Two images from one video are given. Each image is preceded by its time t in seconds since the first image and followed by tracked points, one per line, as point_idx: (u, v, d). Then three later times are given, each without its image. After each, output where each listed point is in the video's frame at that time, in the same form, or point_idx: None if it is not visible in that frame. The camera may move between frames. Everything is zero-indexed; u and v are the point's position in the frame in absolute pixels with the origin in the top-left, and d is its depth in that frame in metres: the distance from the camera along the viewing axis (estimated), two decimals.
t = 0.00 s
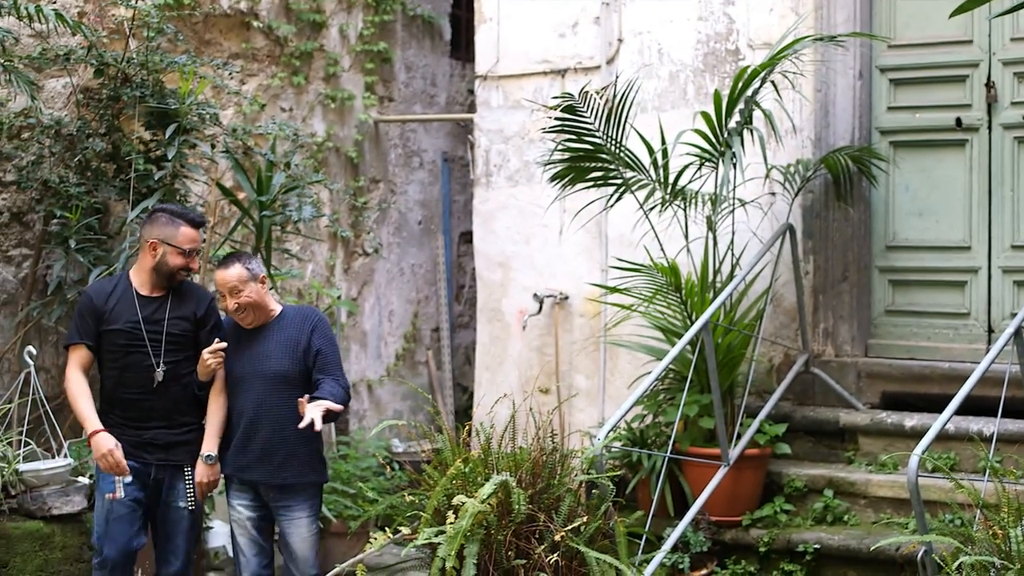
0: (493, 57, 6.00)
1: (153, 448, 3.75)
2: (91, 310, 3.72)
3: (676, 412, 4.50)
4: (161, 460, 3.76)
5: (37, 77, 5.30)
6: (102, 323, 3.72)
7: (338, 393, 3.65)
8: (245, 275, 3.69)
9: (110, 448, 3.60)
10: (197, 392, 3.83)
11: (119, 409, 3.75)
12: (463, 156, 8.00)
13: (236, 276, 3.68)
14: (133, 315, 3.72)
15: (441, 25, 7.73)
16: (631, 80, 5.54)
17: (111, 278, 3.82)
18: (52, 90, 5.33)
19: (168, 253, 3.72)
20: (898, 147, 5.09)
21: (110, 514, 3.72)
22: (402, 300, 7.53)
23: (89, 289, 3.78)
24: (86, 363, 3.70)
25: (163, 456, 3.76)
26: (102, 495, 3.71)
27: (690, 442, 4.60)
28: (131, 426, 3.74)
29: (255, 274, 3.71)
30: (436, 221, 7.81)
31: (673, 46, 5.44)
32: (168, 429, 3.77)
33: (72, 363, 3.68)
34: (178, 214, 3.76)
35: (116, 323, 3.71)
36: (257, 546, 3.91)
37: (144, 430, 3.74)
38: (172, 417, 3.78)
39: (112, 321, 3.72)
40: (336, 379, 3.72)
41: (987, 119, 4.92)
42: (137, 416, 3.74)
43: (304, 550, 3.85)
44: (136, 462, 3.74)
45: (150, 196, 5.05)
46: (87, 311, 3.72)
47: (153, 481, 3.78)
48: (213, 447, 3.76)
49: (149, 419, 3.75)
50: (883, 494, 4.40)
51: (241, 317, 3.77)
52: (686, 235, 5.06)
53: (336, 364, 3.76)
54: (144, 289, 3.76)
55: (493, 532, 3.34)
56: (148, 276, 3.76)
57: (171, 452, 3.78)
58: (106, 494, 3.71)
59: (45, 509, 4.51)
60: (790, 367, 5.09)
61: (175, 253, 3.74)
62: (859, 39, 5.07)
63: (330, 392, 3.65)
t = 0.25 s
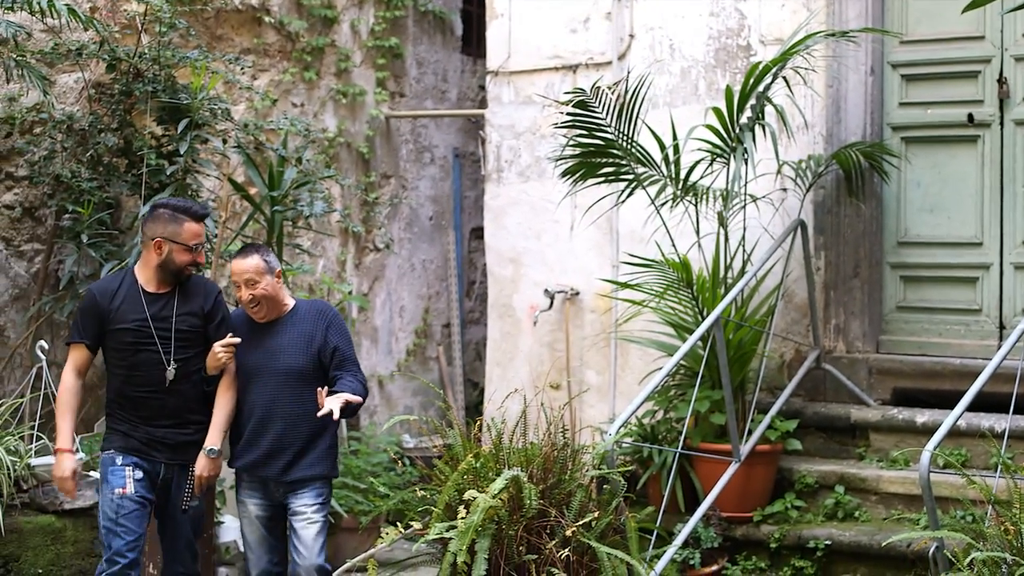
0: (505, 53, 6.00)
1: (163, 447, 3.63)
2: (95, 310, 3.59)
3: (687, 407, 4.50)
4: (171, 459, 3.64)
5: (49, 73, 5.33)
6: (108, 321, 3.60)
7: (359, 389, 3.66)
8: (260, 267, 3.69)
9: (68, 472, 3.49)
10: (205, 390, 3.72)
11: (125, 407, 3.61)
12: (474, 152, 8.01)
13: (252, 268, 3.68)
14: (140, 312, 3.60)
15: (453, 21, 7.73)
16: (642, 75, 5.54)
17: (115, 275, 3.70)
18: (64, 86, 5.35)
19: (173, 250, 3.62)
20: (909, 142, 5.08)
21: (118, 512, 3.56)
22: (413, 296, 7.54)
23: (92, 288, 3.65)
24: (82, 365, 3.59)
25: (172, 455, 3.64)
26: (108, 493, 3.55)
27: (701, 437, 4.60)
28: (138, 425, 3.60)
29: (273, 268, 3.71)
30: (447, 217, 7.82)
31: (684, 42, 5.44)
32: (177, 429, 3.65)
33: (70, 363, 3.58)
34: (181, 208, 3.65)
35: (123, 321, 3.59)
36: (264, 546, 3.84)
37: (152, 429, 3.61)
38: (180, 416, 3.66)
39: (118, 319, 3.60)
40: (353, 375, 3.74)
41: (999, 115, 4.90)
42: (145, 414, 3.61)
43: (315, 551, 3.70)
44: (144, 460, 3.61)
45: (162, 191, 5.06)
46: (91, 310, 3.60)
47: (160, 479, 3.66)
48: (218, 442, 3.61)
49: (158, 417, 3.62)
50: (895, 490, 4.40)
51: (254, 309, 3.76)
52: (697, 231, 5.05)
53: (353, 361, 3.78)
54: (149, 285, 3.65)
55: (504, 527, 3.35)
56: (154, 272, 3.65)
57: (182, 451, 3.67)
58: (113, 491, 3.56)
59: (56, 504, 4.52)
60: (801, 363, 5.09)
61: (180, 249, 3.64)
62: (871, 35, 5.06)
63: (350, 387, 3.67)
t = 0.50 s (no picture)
0: (515, 51, 6.02)
1: (165, 449, 3.21)
2: (81, 311, 3.18)
3: (697, 406, 4.50)
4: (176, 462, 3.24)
5: (61, 71, 5.44)
6: (98, 323, 3.19)
7: (366, 382, 3.32)
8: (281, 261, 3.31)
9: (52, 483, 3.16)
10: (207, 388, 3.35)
11: (121, 405, 3.19)
12: (484, 151, 8.02)
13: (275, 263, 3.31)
14: (132, 310, 3.19)
15: (463, 19, 7.74)
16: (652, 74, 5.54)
17: (101, 275, 3.28)
18: (75, 84, 5.45)
19: (162, 246, 3.22)
20: (920, 141, 5.07)
21: (118, 523, 3.15)
22: (423, 294, 7.56)
23: (79, 289, 3.24)
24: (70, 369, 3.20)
25: (176, 457, 3.24)
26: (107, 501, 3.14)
27: (711, 436, 4.60)
28: (138, 427, 3.19)
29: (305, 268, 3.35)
30: (457, 216, 7.83)
31: (695, 40, 5.42)
32: (181, 428, 3.25)
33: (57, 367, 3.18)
34: (167, 199, 3.27)
35: (112, 321, 3.18)
36: (281, 560, 3.47)
37: (154, 431, 3.20)
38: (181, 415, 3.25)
39: (107, 320, 3.18)
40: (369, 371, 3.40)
41: (1010, 113, 4.88)
42: (145, 415, 3.19)
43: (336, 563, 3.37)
44: (146, 465, 3.19)
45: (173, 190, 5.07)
46: (78, 312, 3.17)
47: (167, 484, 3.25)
48: (237, 434, 3.30)
49: (158, 416, 3.20)
50: (905, 489, 4.39)
51: (274, 307, 3.40)
52: (707, 230, 5.05)
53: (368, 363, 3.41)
54: (139, 283, 3.24)
55: (514, 525, 3.36)
56: (144, 269, 3.25)
57: (185, 452, 3.26)
58: (114, 500, 3.14)
59: (67, 502, 4.53)
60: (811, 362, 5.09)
61: (170, 245, 3.25)
62: (882, 33, 5.05)
63: (357, 382, 3.31)
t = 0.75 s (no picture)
0: (520, 50, 6.03)
1: (153, 447, 3.15)
2: (75, 308, 3.12)
3: (703, 405, 4.50)
4: (165, 459, 3.16)
5: (67, 70, 5.47)
6: (90, 321, 3.13)
7: (384, 374, 3.21)
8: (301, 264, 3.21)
9: (69, 475, 3.00)
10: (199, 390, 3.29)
11: (110, 404, 3.12)
12: (490, 149, 8.03)
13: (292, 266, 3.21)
14: (124, 309, 3.14)
15: (468, 18, 7.75)
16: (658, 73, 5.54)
17: (96, 271, 3.23)
18: (82, 82, 5.50)
19: (155, 241, 3.15)
20: (926, 140, 5.06)
21: (112, 528, 3.13)
22: (428, 293, 7.56)
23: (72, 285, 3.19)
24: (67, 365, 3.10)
25: (164, 453, 3.16)
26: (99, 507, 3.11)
27: (717, 435, 4.60)
28: (124, 428, 3.12)
29: (320, 270, 3.24)
30: (462, 215, 7.83)
31: (701, 39, 5.42)
32: (171, 427, 3.18)
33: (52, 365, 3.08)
34: (160, 194, 3.19)
35: (104, 320, 3.13)
36: (299, 569, 3.36)
37: (140, 430, 3.14)
38: (172, 414, 3.19)
39: (99, 317, 3.13)
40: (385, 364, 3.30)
41: (1016, 112, 4.88)
42: (131, 415, 3.13)
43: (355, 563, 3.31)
44: (134, 466, 3.13)
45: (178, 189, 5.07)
46: (70, 309, 3.12)
47: (160, 483, 3.17)
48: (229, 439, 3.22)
49: (145, 416, 3.14)
50: (911, 488, 4.39)
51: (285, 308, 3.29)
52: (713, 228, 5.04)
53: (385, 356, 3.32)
54: (134, 279, 3.18)
55: (520, 523, 3.36)
56: (138, 266, 3.18)
57: (174, 448, 3.18)
58: (105, 506, 3.11)
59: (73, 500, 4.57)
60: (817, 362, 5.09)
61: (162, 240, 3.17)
62: (888, 32, 5.05)
63: (376, 376, 3.21)
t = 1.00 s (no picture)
0: (524, 49, 6.04)
1: (145, 452, 3.08)
2: (76, 302, 3.08)
3: (707, 404, 4.50)
4: (156, 464, 3.09)
5: (71, 68, 5.48)
6: (89, 316, 3.08)
7: (397, 373, 3.12)
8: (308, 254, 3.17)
9: (86, 462, 2.96)
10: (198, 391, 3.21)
11: (105, 409, 3.08)
12: (493, 148, 8.04)
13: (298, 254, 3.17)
14: (123, 305, 3.08)
15: (472, 17, 7.76)
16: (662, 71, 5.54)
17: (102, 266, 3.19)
18: (85, 81, 5.51)
19: (137, 229, 3.08)
20: (930, 139, 5.06)
21: (108, 532, 3.12)
22: (432, 292, 7.57)
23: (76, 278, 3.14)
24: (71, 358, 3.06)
25: (157, 459, 3.09)
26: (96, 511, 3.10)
27: (721, 433, 4.60)
28: (119, 431, 3.07)
29: (325, 259, 3.20)
30: (466, 213, 7.84)
31: (705, 38, 5.43)
32: (165, 430, 3.11)
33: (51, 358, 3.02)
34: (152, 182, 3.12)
35: (103, 315, 3.07)
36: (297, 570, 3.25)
37: (134, 433, 3.08)
38: (170, 417, 3.13)
39: (99, 313, 3.08)
40: (401, 362, 3.21)
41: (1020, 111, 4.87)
42: (127, 417, 3.07)
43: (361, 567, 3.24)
44: (126, 470, 3.09)
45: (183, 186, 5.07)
46: (71, 303, 3.08)
47: (151, 489, 3.12)
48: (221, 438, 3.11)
49: (141, 419, 3.08)
50: (915, 487, 4.39)
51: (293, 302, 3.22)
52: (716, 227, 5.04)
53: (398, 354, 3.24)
54: (137, 276, 3.12)
55: (524, 521, 3.37)
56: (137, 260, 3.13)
57: (167, 451, 3.11)
58: (99, 511, 3.10)
59: (76, 498, 4.63)
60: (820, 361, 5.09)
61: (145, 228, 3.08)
62: (892, 30, 5.05)
63: (388, 374, 3.12)
